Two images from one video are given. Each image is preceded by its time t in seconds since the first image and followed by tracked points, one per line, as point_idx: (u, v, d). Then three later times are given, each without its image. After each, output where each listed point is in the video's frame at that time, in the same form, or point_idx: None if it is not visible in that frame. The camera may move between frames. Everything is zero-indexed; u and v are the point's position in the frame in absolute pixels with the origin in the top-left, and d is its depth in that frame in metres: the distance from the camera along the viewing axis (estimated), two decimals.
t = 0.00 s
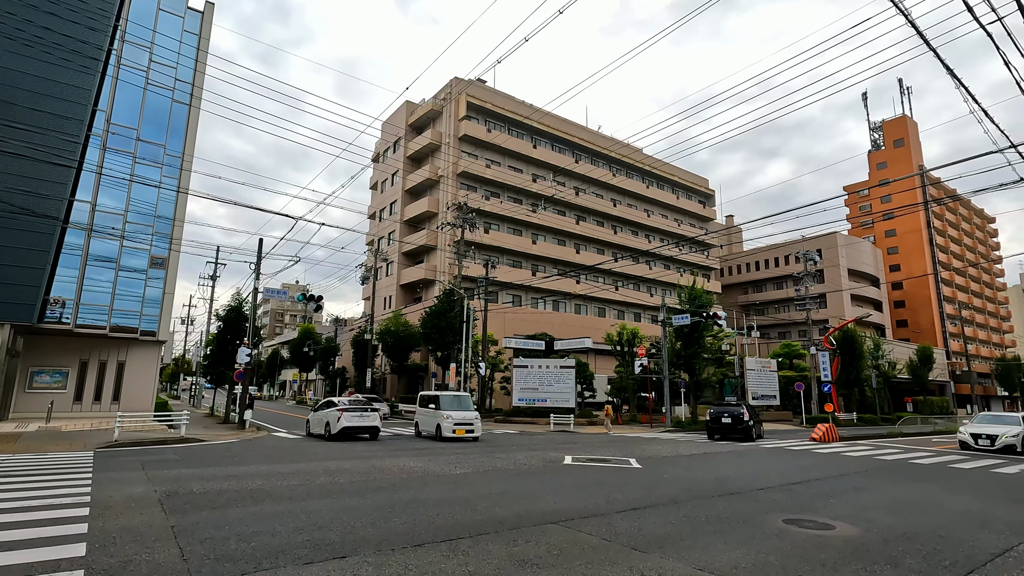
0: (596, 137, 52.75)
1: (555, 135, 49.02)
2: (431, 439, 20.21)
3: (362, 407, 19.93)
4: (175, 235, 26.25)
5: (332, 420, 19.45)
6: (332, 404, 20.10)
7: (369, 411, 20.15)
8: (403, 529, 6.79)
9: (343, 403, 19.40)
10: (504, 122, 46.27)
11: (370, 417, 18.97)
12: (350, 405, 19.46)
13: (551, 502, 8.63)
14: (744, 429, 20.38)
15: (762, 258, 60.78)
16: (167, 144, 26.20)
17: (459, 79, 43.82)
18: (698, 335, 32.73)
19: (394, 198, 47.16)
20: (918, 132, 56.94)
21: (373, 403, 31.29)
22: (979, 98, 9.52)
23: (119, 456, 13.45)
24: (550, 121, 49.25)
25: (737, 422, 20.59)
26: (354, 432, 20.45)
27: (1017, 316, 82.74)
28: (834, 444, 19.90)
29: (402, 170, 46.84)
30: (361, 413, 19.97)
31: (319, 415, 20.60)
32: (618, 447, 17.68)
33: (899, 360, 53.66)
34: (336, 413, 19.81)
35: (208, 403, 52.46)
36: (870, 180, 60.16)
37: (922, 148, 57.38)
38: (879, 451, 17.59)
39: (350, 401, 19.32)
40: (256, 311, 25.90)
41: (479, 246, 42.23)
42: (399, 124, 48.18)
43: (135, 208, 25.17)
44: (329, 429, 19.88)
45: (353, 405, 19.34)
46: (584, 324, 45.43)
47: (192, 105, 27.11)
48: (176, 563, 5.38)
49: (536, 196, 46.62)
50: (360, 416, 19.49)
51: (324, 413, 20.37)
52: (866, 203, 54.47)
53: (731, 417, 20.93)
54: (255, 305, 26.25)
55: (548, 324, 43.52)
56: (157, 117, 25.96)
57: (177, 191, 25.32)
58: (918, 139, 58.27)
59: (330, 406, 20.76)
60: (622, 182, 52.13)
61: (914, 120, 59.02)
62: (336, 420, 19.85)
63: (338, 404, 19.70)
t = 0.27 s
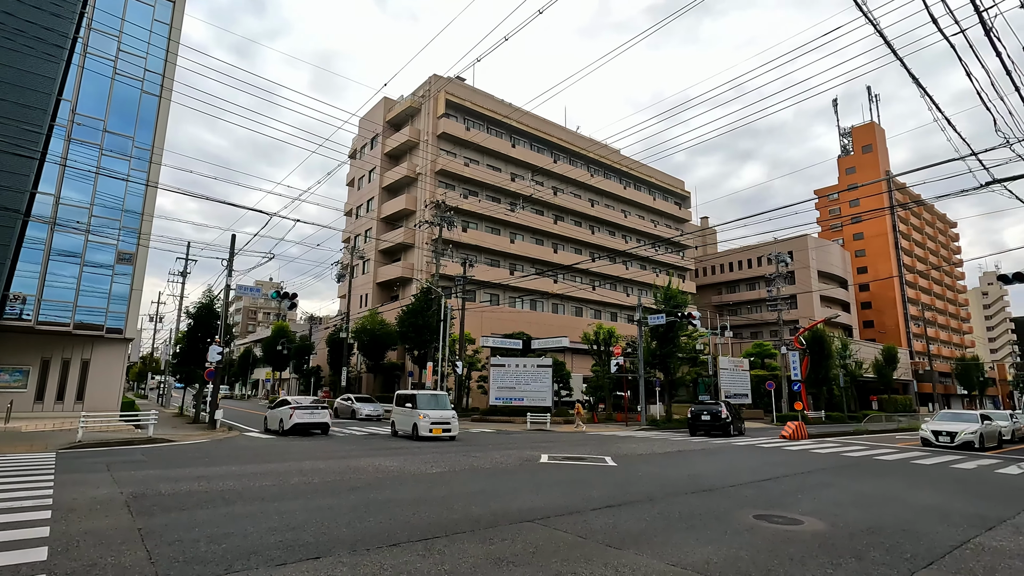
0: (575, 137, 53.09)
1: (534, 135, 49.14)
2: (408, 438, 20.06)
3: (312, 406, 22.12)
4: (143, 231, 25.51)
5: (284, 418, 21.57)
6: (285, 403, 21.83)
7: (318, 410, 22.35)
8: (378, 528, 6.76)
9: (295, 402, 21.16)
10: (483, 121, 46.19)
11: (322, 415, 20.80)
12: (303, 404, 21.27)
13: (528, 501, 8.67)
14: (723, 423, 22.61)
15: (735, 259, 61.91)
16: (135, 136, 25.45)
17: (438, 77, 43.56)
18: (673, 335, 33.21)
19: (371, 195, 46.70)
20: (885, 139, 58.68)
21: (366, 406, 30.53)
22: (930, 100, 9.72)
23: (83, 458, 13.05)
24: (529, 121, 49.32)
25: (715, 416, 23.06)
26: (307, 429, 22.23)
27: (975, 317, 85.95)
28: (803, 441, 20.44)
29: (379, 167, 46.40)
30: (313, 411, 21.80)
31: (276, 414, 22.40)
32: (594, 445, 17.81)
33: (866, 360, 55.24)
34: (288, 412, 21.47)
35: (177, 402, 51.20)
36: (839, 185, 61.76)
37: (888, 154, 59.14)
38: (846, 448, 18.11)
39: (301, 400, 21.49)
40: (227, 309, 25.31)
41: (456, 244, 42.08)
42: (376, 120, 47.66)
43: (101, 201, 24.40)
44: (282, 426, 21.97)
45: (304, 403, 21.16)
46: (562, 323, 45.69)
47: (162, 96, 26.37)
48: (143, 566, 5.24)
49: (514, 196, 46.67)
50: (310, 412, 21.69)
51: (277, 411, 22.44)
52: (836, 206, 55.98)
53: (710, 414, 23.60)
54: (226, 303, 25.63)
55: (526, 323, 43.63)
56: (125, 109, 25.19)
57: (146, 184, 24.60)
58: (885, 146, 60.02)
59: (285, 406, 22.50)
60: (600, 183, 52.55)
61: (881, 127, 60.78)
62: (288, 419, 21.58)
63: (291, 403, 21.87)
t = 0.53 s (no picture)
0: (545, 135, 53.31)
1: (504, 132, 49.13)
2: (374, 435, 19.85)
3: (255, 400, 23.52)
4: (97, 221, 24.48)
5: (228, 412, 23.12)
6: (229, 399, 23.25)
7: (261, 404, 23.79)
8: (342, 526, 6.69)
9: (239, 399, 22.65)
10: (453, 116, 45.94)
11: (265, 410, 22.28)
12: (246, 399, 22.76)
13: (494, 496, 8.72)
14: (696, 414, 24.58)
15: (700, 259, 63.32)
16: (88, 122, 24.40)
17: (409, 70, 43.10)
18: (639, 332, 33.80)
19: (339, 189, 45.89)
20: (842, 144, 60.88)
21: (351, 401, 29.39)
22: (872, 92, 10.27)
23: (29, 458, 12.48)
24: (499, 117, 49.28)
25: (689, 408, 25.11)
26: (251, 423, 23.30)
27: (923, 318, 90.11)
28: (762, 436, 21.12)
29: (347, 160, 45.64)
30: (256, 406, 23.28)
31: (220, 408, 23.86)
32: (560, 441, 17.99)
33: (822, 357, 57.30)
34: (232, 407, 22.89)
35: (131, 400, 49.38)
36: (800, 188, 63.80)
37: (845, 159, 61.38)
38: (802, 442, 18.79)
39: (244, 395, 22.85)
40: (186, 304, 24.47)
41: (425, 240, 41.76)
42: (344, 112, 46.86)
43: (50, 189, 23.33)
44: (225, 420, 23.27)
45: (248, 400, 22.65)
46: (530, 320, 45.92)
47: (117, 81, 25.33)
48: (94, 568, 5.07)
49: (484, 192, 46.58)
50: (253, 407, 23.08)
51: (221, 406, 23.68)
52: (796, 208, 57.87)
53: (684, 409, 25.94)
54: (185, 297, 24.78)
55: (494, 319, 43.66)
56: (77, 93, 24.12)
57: (101, 172, 23.61)
58: (843, 151, 62.27)
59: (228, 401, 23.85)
60: (570, 182, 52.94)
61: (839, 133, 63.03)
62: (232, 413, 23.01)
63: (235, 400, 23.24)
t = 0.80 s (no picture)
0: (507, 131, 53.37)
1: (466, 126, 48.89)
2: (328, 431, 19.50)
3: (187, 394, 24.10)
4: (29, 205, 23.05)
5: (159, 405, 23.76)
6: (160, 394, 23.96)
7: (192, 397, 24.32)
8: (292, 521, 6.60)
9: (169, 393, 23.41)
10: (414, 108, 45.39)
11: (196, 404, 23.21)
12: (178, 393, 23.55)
13: (448, 490, 8.75)
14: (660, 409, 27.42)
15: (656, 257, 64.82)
16: (21, 100, 22.92)
17: (369, 60, 42.28)
18: (596, 328, 34.40)
19: (294, 178, 44.63)
20: (792, 149, 63.43)
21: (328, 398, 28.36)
22: (818, 103, 10.80)
23: None
24: (461, 111, 49.01)
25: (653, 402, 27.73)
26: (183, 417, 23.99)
27: (863, 317, 95.02)
28: (711, 429, 21.88)
29: (303, 150, 44.41)
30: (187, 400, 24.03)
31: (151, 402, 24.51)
32: (516, 435, 18.14)
33: (770, 353, 59.65)
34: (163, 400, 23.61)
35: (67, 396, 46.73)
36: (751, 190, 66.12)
37: (794, 163, 63.95)
38: (748, 435, 19.58)
39: (175, 390, 23.63)
40: (128, 295, 23.32)
41: (384, 233, 41.15)
42: (301, 100, 45.58)
43: None
44: (157, 413, 23.91)
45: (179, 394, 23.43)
46: (490, 316, 45.96)
47: (54, 58, 23.90)
48: (24, 569, 4.84)
49: (445, 186, 46.25)
50: (185, 401, 23.70)
51: (153, 400, 24.29)
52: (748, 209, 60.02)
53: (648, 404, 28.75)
54: (127, 288, 23.63)
55: (453, 314, 43.48)
56: (8, 68, 22.62)
57: (34, 154, 22.23)
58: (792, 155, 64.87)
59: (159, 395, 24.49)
60: (531, 178, 53.19)
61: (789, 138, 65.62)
62: (163, 407, 23.74)
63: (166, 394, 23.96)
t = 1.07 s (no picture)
0: (464, 124, 53.08)
1: (422, 118, 48.29)
2: (274, 427, 18.99)
3: (106, 387, 23.99)
4: None
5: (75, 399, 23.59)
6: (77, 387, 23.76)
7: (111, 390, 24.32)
8: (234, 517, 6.45)
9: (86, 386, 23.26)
10: (369, 98, 44.44)
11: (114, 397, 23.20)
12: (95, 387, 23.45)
13: (397, 483, 8.73)
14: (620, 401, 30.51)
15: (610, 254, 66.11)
16: None
17: (322, 45, 41.06)
18: (549, 323, 34.89)
19: (241, 165, 42.94)
20: (739, 152, 65.86)
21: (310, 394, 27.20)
22: (765, 121, 12.01)
23: None
24: (417, 103, 48.33)
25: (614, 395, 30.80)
26: (101, 409, 23.88)
27: (801, 314, 99.99)
28: (657, 421, 22.63)
29: (251, 136, 42.75)
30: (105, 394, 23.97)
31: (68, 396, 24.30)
32: (468, 429, 18.21)
33: (715, 348, 61.96)
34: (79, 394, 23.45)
35: None
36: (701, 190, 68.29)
37: (741, 165, 66.42)
38: (692, 426, 20.37)
39: (93, 383, 23.53)
40: (56, 284, 21.92)
41: (336, 224, 40.20)
42: (249, 84, 43.84)
43: None
44: (75, 407, 23.69)
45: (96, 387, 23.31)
46: (444, 309, 45.77)
47: None
48: None
49: (400, 178, 45.56)
50: (103, 394, 23.55)
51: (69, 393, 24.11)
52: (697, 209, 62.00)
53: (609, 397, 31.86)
54: (56, 277, 22.21)
55: (407, 308, 43.01)
56: None
57: None
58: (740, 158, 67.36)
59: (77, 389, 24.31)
60: (487, 172, 53.13)
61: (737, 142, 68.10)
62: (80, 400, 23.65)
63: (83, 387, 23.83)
